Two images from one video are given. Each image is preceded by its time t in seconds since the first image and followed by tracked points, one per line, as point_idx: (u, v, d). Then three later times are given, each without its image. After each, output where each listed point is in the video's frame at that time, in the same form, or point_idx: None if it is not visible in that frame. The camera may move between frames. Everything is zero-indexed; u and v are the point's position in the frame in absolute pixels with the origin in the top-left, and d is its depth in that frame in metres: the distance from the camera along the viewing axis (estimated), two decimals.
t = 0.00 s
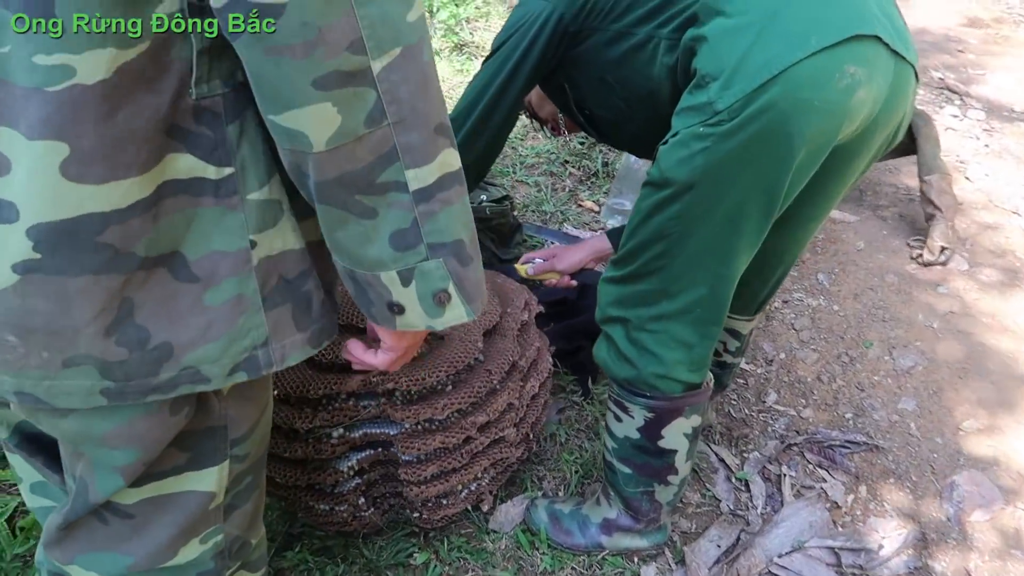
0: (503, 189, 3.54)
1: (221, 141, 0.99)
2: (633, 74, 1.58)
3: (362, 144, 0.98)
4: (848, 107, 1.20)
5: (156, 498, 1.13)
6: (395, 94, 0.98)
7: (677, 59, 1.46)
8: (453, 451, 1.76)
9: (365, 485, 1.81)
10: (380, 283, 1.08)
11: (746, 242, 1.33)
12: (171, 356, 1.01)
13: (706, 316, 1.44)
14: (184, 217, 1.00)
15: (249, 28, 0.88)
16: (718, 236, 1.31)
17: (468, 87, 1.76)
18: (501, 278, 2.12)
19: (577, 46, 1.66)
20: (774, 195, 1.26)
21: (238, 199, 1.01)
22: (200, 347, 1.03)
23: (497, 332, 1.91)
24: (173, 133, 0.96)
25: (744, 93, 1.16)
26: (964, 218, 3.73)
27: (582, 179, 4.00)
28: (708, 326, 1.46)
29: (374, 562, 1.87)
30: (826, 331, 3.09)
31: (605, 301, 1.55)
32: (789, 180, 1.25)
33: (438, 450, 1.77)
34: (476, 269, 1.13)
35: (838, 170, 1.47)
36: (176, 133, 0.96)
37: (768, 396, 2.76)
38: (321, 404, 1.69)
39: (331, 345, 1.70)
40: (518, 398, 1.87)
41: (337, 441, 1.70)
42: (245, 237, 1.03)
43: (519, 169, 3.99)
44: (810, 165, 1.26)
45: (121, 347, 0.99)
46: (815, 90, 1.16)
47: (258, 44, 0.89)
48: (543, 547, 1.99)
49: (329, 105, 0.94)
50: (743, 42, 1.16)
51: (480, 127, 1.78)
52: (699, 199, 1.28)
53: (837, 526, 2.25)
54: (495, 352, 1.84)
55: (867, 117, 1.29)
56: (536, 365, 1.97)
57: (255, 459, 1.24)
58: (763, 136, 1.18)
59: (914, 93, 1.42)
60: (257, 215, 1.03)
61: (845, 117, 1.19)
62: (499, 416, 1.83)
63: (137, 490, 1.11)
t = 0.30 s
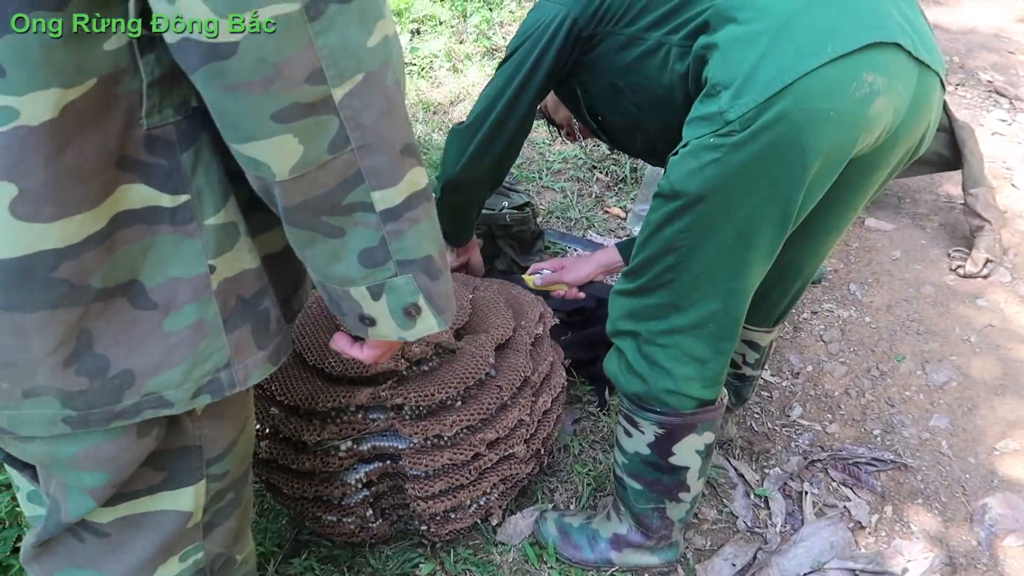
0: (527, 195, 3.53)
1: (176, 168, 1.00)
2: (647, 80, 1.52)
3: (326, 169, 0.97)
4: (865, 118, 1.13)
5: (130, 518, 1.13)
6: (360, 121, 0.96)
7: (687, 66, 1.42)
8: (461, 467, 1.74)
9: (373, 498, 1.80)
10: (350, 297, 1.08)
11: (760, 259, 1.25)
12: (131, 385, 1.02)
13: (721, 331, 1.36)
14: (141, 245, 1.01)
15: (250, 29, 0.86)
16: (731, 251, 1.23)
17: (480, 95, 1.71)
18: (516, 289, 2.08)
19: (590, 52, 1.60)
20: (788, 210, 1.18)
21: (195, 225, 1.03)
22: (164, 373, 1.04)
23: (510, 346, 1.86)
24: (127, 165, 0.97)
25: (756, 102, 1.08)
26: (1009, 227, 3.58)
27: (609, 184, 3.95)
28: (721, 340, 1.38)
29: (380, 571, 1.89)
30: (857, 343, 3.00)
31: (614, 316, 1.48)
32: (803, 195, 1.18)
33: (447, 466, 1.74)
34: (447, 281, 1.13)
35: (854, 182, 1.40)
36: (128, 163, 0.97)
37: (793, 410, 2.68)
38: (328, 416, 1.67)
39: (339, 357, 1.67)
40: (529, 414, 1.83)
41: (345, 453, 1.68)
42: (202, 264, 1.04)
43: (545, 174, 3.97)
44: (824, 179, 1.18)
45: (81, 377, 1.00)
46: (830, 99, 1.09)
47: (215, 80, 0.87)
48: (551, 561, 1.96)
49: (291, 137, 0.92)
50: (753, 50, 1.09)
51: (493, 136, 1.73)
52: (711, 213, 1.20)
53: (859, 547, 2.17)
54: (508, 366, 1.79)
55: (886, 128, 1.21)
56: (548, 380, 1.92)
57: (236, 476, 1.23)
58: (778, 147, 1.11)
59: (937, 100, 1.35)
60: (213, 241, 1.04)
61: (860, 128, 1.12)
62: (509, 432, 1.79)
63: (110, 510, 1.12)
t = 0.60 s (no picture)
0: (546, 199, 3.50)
1: (94, 201, 0.91)
2: (651, 84, 1.49)
3: (196, 234, 0.87)
4: (867, 127, 1.08)
5: (85, 511, 1.06)
6: (234, 184, 0.85)
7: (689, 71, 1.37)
8: (457, 468, 1.71)
9: (368, 497, 1.79)
10: (235, 372, 0.95)
11: (755, 267, 1.22)
12: (43, 397, 0.94)
13: (714, 340, 1.34)
14: (56, 274, 0.92)
15: (249, 29, 0.82)
16: (726, 260, 1.20)
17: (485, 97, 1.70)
18: (521, 290, 2.05)
19: (596, 53, 1.57)
20: (784, 220, 1.14)
21: (116, 258, 0.93)
22: (83, 387, 0.95)
23: (510, 347, 1.83)
24: (35, 196, 0.89)
25: (753, 108, 1.04)
26: None
27: (632, 188, 3.90)
28: (716, 349, 1.37)
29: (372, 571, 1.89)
30: (877, 357, 2.91)
31: (607, 321, 1.48)
32: (800, 205, 1.14)
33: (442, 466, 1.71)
34: (345, 371, 0.96)
35: (860, 192, 1.36)
36: (37, 196, 0.89)
37: (807, 424, 2.62)
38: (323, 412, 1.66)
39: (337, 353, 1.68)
40: (528, 416, 1.79)
41: (339, 451, 1.66)
42: (124, 293, 0.94)
43: (567, 177, 3.94)
44: (824, 189, 1.14)
45: None
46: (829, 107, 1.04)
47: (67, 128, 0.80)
48: (546, 568, 1.94)
49: (150, 195, 0.84)
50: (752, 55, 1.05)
51: (497, 140, 1.72)
52: (705, 220, 1.16)
53: (868, 569, 2.10)
54: (506, 367, 1.77)
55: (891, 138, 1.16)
56: (549, 383, 1.89)
57: (200, 475, 1.15)
58: (774, 155, 1.06)
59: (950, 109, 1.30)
60: (138, 273, 0.94)
61: (864, 137, 1.07)
62: (507, 434, 1.76)
63: (61, 502, 1.05)
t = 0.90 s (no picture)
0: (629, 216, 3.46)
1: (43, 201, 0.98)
2: (701, 94, 1.56)
3: (84, 283, 0.94)
4: (896, 146, 1.06)
5: (74, 460, 1.16)
6: (110, 256, 0.91)
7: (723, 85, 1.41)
8: (484, 462, 1.77)
9: (401, 486, 1.85)
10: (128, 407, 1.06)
11: (782, 284, 1.24)
12: None
13: (744, 363, 1.39)
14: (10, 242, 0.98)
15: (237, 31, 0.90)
16: (752, 276, 1.23)
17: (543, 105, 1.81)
18: (570, 298, 2.16)
19: (653, 62, 1.66)
20: (808, 238, 1.15)
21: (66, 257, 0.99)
22: (22, 359, 1.02)
23: (549, 351, 1.90)
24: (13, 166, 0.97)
25: (773, 122, 1.07)
26: None
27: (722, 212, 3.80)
28: (745, 371, 1.41)
29: (402, 563, 1.93)
30: (968, 409, 2.70)
31: (641, 334, 1.54)
32: (826, 225, 1.14)
33: (471, 460, 1.78)
34: (203, 449, 1.02)
35: (912, 218, 1.33)
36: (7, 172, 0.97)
37: (878, 472, 2.45)
38: (362, 399, 1.76)
39: (383, 341, 1.82)
40: (559, 420, 1.84)
41: (373, 435, 1.75)
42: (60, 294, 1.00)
43: (657, 197, 3.88)
44: (853, 210, 1.14)
45: None
46: (853, 126, 1.04)
47: None
48: None
49: (40, 242, 0.91)
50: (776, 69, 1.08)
51: (553, 142, 1.82)
52: (728, 233, 1.19)
53: None
54: (541, 370, 1.83)
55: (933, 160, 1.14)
56: (588, 391, 1.93)
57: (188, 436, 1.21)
58: (793, 172, 1.08)
59: (1010, 133, 1.25)
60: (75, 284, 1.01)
61: (890, 158, 1.06)
62: (537, 436, 1.81)
63: (52, 448, 1.15)
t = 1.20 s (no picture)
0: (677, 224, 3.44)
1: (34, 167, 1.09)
2: (713, 98, 1.70)
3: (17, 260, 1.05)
4: (881, 152, 1.19)
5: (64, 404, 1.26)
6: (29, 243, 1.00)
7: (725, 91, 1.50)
8: (489, 452, 1.82)
9: (410, 467, 1.91)
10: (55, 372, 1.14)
11: (772, 290, 1.32)
12: None
13: (737, 364, 1.42)
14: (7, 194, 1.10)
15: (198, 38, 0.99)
16: (739, 279, 1.33)
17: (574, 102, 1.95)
18: (592, 299, 2.17)
19: (676, 66, 1.78)
20: (797, 240, 1.26)
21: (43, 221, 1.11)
22: None
23: (562, 350, 1.93)
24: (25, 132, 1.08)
25: (763, 125, 1.20)
26: None
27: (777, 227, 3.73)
28: (739, 376, 1.44)
29: (407, 540, 2.00)
30: (1009, 443, 2.57)
31: (640, 332, 1.60)
32: (813, 226, 1.25)
33: (476, 449, 1.83)
34: (96, 427, 1.08)
35: (913, 232, 1.42)
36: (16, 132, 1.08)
37: (902, 497, 2.37)
38: (378, 380, 1.83)
39: (401, 327, 1.88)
40: (565, 418, 1.87)
41: (386, 416, 1.82)
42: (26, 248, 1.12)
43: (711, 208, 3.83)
44: (842, 214, 1.25)
45: None
46: (836, 131, 1.18)
47: None
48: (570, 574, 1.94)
49: None
50: (770, 76, 1.24)
51: (576, 140, 1.96)
52: (719, 232, 1.31)
53: None
54: (552, 367, 1.86)
55: (921, 169, 1.26)
56: (598, 392, 1.96)
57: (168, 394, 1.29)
58: (781, 172, 1.21)
59: (1003, 162, 1.37)
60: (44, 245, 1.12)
61: (873, 162, 1.19)
62: (542, 431, 1.85)
63: (44, 391, 1.26)
